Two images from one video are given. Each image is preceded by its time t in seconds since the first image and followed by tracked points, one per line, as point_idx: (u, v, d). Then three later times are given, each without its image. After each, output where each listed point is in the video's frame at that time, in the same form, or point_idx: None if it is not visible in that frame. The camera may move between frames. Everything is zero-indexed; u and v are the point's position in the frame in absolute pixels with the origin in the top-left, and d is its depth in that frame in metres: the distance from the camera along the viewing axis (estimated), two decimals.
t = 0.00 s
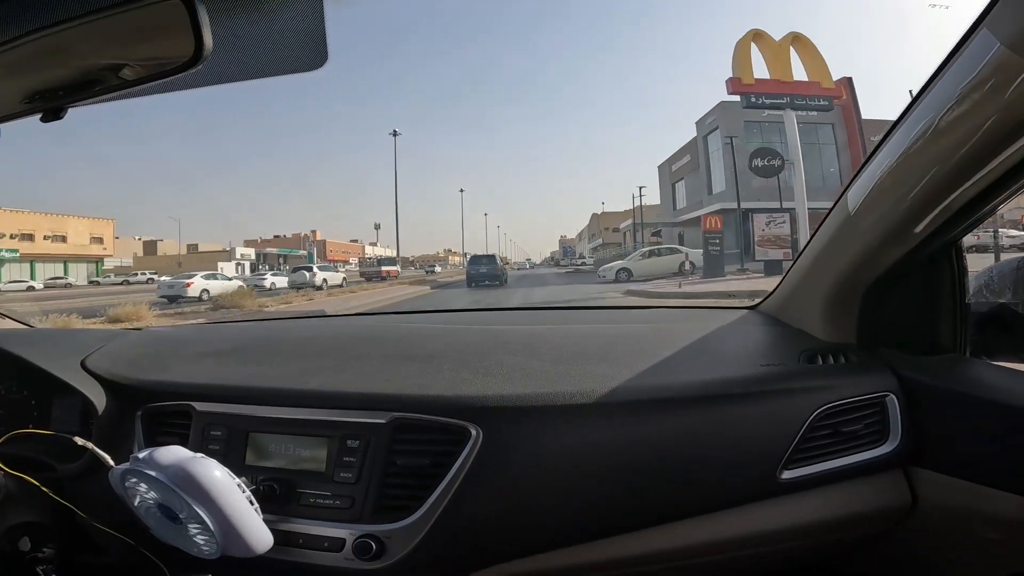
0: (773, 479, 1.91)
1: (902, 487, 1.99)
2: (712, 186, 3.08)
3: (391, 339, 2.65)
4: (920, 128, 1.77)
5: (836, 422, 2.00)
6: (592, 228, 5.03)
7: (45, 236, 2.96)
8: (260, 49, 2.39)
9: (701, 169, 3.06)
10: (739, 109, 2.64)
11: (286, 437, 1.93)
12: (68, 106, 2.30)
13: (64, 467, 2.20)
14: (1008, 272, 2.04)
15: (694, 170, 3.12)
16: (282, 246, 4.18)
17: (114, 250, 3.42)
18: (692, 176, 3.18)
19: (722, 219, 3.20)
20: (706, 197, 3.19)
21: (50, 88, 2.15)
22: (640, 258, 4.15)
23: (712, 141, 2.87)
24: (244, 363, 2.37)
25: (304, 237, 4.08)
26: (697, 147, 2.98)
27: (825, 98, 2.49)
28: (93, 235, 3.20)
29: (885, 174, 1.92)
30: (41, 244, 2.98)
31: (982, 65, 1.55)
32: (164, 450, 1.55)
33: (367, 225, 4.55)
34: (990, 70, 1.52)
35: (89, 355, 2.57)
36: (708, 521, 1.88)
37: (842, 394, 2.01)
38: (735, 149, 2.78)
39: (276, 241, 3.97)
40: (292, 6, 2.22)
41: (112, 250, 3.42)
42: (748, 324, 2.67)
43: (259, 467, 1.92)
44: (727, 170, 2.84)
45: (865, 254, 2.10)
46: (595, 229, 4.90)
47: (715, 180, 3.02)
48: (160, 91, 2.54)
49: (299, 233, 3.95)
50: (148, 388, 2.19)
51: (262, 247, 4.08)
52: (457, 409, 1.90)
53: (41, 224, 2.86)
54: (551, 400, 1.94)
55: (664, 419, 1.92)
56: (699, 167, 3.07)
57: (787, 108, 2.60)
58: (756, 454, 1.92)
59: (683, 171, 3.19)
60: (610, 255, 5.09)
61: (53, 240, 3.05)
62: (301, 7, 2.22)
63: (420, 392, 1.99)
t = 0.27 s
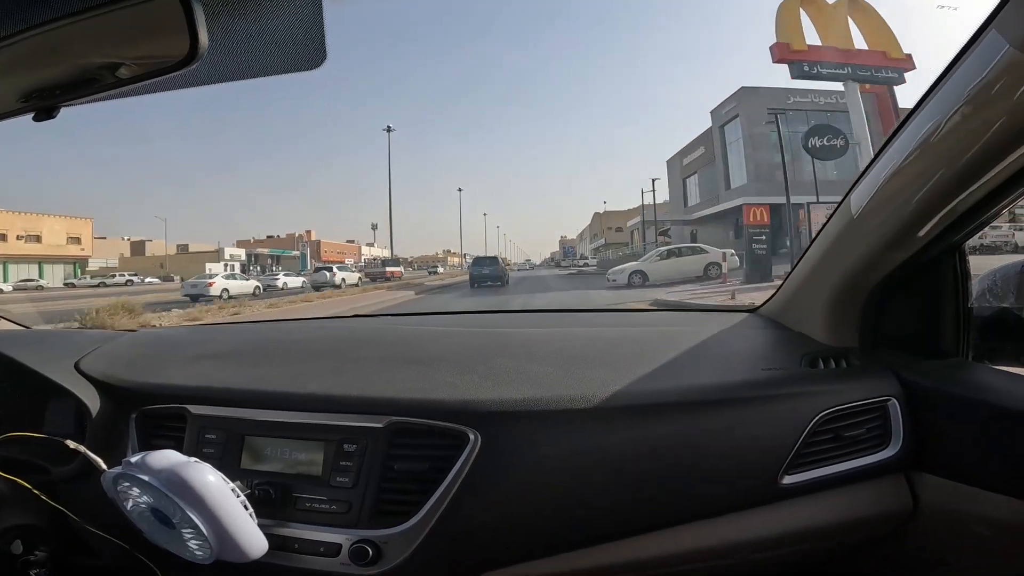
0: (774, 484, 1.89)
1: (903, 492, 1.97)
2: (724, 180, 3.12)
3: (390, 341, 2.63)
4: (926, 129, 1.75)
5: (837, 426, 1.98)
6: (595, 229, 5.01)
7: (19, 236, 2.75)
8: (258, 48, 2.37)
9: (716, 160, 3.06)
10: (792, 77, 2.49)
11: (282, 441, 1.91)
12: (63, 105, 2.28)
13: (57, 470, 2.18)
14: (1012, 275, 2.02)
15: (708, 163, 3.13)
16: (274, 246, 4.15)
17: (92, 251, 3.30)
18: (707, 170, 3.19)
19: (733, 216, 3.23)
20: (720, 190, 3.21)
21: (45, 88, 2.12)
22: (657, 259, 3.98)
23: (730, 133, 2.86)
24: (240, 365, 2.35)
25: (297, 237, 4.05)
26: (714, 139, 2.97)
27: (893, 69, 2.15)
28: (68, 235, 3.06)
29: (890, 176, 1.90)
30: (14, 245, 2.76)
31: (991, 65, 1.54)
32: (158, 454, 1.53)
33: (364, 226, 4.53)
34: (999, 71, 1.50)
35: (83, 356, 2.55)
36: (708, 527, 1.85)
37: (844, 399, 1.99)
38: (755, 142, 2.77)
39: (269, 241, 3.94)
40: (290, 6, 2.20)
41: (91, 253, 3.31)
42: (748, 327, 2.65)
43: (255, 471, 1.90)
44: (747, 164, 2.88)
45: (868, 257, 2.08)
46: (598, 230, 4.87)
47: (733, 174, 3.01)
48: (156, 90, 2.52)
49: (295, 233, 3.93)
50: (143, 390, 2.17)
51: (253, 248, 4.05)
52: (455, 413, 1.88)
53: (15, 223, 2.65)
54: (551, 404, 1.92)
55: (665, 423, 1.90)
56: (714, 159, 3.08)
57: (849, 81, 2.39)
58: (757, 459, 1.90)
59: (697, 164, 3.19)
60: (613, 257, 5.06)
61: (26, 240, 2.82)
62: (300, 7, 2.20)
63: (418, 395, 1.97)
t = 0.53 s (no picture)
0: (765, 489, 1.91)
1: (893, 496, 1.99)
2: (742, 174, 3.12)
3: (385, 346, 2.65)
4: (915, 136, 1.77)
5: (828, 431, 2.00)
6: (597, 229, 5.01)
7: None
8: (253, 55, 2.38)
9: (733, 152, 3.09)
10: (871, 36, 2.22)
11: (276, 445, 1.93)
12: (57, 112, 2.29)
13: (54, 473, 2.20)
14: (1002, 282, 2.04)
15: (725, 155, 3.16)
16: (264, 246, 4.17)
17: (70, 250, 3.17)
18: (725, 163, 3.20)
19: (753, 212, 3.14)
20: (739, 185, 3.18)
21: (41, 95, 2.14)
22: (682, 259, 3.55)
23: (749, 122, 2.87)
24: (236, 369, 2.37)
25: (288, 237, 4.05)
26: (731, 128, 2.99)
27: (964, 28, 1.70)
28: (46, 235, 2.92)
29: (879, 183, 1.92)
30: None
31: (975, 74, 1.56)
32: (154, 457, 1.54)
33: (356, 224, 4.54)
34: (984, 79, 1.52)
35: (81, 360, 2.57)
36: (699, 531, 1.87)
37: (834, 404, 2.01)
38: (782, 127, 2.77)
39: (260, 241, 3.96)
40: (284, 13, 2.21)
41: (71, 252, 3.26)
42: (741, 332, 2.68)
43: (250, 474, 1.92)
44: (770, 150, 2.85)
45: (859, 262, 2.10)
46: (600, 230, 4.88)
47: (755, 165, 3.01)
48: (152, 96, 2.53)
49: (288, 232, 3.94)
50: (140, 394, 2.19)
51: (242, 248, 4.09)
52: (449, 418, 1.90)
53: None
54: (543, 410, 1.94)
55: (656, 428, 1.92)
56: (731, 152, 3.11)
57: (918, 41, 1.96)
58: (748, 464, 1.92)
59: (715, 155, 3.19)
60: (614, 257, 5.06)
61: None
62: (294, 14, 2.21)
63: (411, 400, 1.99)
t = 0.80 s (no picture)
0: (765, 489, 1.91)
1: (893, 497, 1.99)
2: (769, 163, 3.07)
3: (386, 346, 2.65)
4: (915, 138, 1.77)
5: (828, 432, 2.00)
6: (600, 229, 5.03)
7: None
8: (255, 56, 2.38)
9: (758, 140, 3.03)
10: None
11: (276, 445, 1.92)
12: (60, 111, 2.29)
13: (53, 472, 2.19)
14: (998, 284, 2.02)
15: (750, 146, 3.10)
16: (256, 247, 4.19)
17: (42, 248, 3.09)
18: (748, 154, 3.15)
19: (778, 208, 2.93)
20: (763, 176, 3.13)
21: (43, 94, 2.14)
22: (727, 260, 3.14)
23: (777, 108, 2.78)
24: (236, 369, 2.36)
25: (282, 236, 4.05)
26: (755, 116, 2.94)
27: None
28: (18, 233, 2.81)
29: (880, 184, 1.92)
30: None
31: (976, 76, 1.56)
32: (154, 456, 1.54)
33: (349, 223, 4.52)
34: (984, 82, 1.53)
35: (81, 360, 2.57)
36: (699, 531, 1.87)
37: (834, 405, 2.01)
38: (816, 111, 2.61)
39: (252, 241, 3.98)
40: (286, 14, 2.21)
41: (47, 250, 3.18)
42: (741, 334, 2.68)
43: (250, 474, 1.91)
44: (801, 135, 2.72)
45: (860, 263, 2.10)
46: (604, 230, 4.89)
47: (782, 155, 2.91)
48: (154, 96, 2.53)
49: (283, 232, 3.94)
50: (140, 393, 2.18)
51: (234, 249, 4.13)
52: (450, 418, 1.90)
53: None
54: (544, 410, 1.94)
55: (656, 429, 1.92)
56: (754, 141, 3.08)
57: None
58: (748, 465, 1.92)
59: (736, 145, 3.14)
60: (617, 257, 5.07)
61: None
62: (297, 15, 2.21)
63: (412, 400, 1.99)
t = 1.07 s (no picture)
0: (774, 488, 1.91)
1: (902, 495, 1.99)
2: (793, 154, 2.87)
3: (392, 346, 2.64)
4: (926, 136, 1.77)
5: (837, 431, 2.00)
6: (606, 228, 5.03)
7: None
8: (264, 54, 2.38)
9: (783, 127, 2.86)
10: None
11: (285, 445, 1.92)
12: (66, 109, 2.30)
13: (60, 474, 2.18)
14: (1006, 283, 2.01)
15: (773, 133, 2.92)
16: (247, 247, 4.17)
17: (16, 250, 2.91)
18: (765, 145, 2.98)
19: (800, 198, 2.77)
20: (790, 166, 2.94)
21: (50, 92, 2.14)
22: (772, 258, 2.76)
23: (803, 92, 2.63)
24: (242, 370, 2.36)
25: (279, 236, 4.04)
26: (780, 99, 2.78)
27: None
28: None
29: (890, 183, 1.92)
30: None
31: (988, 75, 1.56)
32: (164, 458, 1.53)
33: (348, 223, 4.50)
34: (996, 81, 1.52)
35: (86, 361, 2.56)
36: (711, 530, 1.87)
37: (844, 403, 2.01)
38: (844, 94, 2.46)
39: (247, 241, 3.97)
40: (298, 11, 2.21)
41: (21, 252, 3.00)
42: (747, 333, 2.68)
43: (259, 474, 1.91)
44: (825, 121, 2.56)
45: (868, 262, 2.10)
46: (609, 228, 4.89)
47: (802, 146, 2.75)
48: (161, 94, 2.53)
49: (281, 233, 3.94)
50: (146, 394, 2.18)
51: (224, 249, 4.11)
52: (459, 418, 1.90)
53: None
54: (553, 410, 1.94)
55: (666, 428, 1.92)
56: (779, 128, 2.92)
57: None
58: (757, 463, 1.91)
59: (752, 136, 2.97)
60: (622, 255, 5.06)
61: None
62: (309, 12, 2.21)
63: (421, 400, 1.98)
